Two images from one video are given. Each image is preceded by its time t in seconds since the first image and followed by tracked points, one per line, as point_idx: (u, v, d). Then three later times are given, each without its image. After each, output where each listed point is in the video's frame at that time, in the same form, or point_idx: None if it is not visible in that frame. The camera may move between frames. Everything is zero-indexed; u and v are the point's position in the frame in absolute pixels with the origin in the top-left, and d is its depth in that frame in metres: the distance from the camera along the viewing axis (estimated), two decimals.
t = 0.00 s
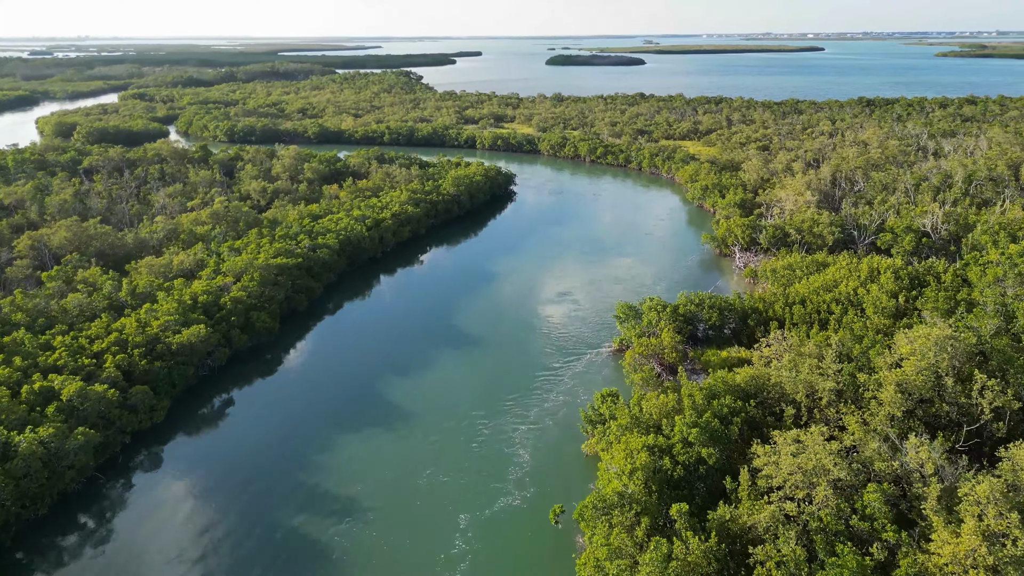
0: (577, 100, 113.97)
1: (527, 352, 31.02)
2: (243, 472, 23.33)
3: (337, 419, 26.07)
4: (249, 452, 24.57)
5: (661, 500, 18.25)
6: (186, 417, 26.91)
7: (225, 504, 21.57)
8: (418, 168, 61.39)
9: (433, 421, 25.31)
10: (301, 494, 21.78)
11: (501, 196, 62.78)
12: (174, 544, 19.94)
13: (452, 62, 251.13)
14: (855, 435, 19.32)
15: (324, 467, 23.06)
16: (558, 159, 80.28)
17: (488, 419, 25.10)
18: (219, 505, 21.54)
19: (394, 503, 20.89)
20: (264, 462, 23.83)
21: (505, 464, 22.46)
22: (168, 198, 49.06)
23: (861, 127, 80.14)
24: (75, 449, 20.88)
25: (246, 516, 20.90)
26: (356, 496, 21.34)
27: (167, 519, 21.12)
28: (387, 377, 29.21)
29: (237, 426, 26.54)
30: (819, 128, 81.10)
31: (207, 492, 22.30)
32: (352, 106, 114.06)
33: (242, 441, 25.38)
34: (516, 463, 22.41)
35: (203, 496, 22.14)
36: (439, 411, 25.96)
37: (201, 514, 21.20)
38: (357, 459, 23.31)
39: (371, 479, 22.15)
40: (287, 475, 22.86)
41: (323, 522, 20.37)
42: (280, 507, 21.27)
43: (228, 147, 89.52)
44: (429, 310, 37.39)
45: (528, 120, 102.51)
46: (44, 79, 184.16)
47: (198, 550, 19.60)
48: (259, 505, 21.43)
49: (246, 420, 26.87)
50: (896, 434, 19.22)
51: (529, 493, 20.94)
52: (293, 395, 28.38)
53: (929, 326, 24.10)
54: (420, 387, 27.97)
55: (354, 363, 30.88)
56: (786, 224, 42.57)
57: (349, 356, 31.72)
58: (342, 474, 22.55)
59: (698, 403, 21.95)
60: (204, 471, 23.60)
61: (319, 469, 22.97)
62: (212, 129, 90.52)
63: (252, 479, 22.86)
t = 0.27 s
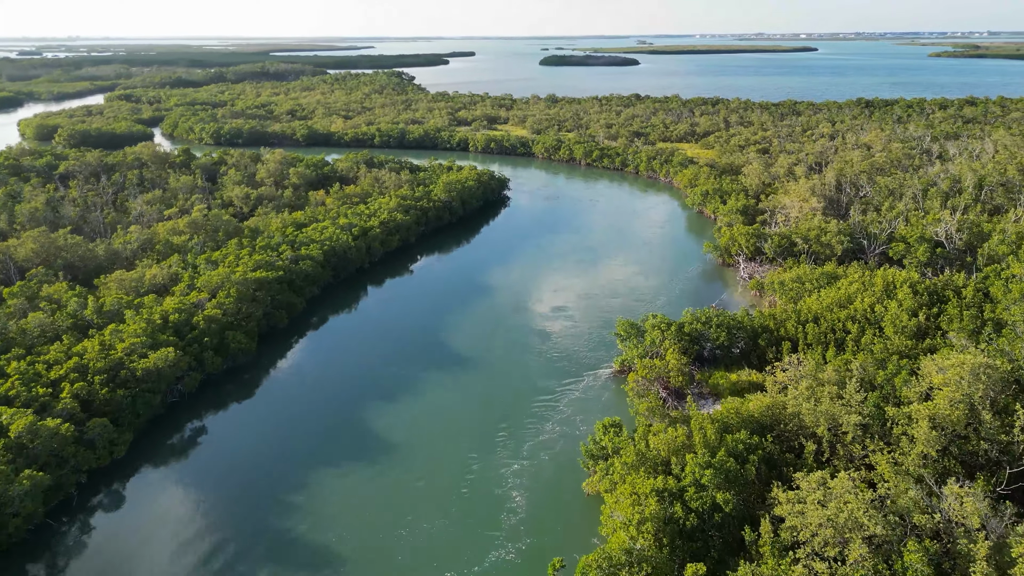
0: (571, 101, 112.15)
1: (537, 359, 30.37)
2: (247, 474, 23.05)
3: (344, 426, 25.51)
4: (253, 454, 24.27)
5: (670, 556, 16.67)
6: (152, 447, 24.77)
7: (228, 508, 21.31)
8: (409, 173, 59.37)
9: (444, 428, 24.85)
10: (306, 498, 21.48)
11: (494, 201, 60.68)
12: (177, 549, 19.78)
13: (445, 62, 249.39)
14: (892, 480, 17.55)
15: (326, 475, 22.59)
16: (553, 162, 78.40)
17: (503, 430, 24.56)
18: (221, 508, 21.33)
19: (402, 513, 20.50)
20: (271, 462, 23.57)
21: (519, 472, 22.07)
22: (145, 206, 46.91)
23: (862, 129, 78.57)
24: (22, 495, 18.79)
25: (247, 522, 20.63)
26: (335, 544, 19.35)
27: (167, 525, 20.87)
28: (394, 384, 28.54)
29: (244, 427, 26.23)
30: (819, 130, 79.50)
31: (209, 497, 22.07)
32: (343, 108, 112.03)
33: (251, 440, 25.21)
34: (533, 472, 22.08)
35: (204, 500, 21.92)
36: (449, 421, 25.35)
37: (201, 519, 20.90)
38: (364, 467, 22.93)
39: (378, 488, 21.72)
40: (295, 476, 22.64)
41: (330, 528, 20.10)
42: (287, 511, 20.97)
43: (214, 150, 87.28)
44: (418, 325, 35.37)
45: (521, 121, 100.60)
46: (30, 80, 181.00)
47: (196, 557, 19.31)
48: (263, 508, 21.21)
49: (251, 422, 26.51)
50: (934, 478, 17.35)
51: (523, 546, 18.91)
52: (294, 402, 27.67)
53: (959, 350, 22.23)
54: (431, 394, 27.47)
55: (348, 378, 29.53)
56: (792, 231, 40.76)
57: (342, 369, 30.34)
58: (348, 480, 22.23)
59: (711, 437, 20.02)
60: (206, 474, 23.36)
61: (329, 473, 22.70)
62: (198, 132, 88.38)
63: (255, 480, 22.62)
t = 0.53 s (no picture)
0: (568, 102, 110.10)
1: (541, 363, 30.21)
2: (250, 475, 23.24)
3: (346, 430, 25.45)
4: (255, 454, 24.45)
5: None
6: (115, 485, 22.85)
7: (230, 509, 21.51)
8: (401, 177, 57.25)
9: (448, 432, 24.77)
10: (306, 499, 21.65)
11: (489, 208, 58.51)
12: (175, 552, 19.92)
13: (440, 62, 247.29)
14: (936, 539, 15.88)
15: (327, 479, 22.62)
16: (549, 165, 76.37)
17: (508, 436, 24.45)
18: (223, 509, 21.47)
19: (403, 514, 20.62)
20: (275, 463, 23.71)
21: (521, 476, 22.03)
22: (122, 214, 44.73)
23: (865, 132, 76.71)
24: None
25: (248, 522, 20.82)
26: None
27: (166, 529, 20.99)
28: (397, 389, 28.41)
29: (247, 428, 26.33)
30: (821, 133, 77.63)
31: (211, 497, 22.23)
32: (335, 109, 109.80)
33: (254, 441, 25.33)
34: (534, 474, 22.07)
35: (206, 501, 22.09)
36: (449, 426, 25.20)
37: (201, 522, 21.05)
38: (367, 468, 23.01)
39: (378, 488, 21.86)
40: (297, 478, 22.80)
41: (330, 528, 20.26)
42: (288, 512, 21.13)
43: (201, 153, 84.98)
44: (408, 342, 33.32)
45: (517, 123, 98.55)
46: (17, 80, 178.25)
47: (194, 560, 19.45)
48: (265, 508, 21.41)
49: (253, 423, 26.61)
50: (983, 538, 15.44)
51: None
52: (295, 404, 27.69)
53: (998, 381, 20.30)
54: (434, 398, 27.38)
55: (346, 383, 29.30)
56: (801, 241, 38.78)
57: (340, 375, 30.05)
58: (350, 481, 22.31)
59: (727, 479, 18.02)
60: (207, 473, 23.58)
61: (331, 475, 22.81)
62: (185, 134, 86.10)
63: (257, 482, 22.78)
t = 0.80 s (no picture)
0: (565, 104, 108.33)
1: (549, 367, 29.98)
2: (252, 474, 23.18)
3: (352, 432, 25.25)
4: (259, 451, 24.47)
5: None
6: (80, 522, 21.12)
7: (230, 508, 21.44)
8: (394, 182, 55.41)
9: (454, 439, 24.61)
10: (308, 501, 21.59)
11: (485, 213, 56.62)
12: (172, 553, 19.79)
13: (436, 62, 245.52)
14: None
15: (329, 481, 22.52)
16: (547, 168, 74.60)
17: (512, 443, 24.29)
18: (224, 508, 21.46)
19: (406, 520, 20.58)
20: (276, 464, 23.59)
21: (528, 485, 21.92)
22: (102, 222, 42.84)
23: (870, 134, 75.13)
24: None
25: (248, 522, 20.77)
26: None
27: (164, 529, 20.82)
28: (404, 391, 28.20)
29: (247, 427, 26.16)
30: (824, 135, 76.03)
31: (213, 494, 22.25)
32: (328, 109, 107.89)
33: (255, 441, 25.18)
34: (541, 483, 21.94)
35: (206, 500, 21.98)
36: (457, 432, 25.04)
37: (200, 521, 20.93)
38: (372, 472, 22.93)
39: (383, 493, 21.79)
40: (300, 479, 22.70)
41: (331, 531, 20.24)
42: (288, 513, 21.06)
43: (190, 155, 83.01)
44: (399, 359, 31.56)
45: (513, 125, 96.79)
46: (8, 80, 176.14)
47: (191, 562, 19.30)
48: (266, 507, 21.37)
49: (255, 420, 26.53)
50: None
51: None
52: (298, 403, 27.56)
53: None
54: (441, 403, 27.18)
55: (347, 383, 29.26)
56: (811, 250, 37.08)
57: (341, 374, 30.08)
58: (354, 485, 22.26)
59: (746, 524, 16.28)
60: (209, 471, 23.51)
61: (334, 477, 22.73)
62: (174, 137, 84.18)
63: (258, 482, 22.71)
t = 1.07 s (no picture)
0: (563, 105, 106.26)
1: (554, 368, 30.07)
2: (252, 473, 23.37)
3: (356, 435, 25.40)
4: (259, 452, 24.65)
5: None
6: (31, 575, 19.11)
7: (232, 508, 21.65)
8: (386, 188, 53.33)
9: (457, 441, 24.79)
10: (310, 500, 21.85)
11: (481, 220, 54.40)
12: (171, 552, 19.90)
13: (432, 63, 243.51)
14: None
15: (330, 482, 22.71)
16: (545, 172, 72.54)
17: (511, 444, 24.63)
18: (225, 507, 21.64)
19: (406, 520, 20.85)
20: (276, 463, 23.79)
21: (529, 488, 22.11)
22: (78, 231, 40.78)
23: (875, 136, 73.26)
24: None
25: (248, 520, 21.03)
26: None
27: (162, 530, 20.84)
28: (409, 392, 28.36)
29: (246, 428, 26.29)
30: (829, 138, 74.07)
31: (213, 494, 22.38)
32: (321, 111, 105.80)
33: (255, 441, 25.35)
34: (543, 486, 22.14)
35: (206, 500, 22.11)
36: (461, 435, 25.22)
37: (200, 521, 21.09)
38: (374, 473, 23.15)
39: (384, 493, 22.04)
40: (302, 479, 22.92)
41: (332, 530, 20.49)
42: (289, 512, 21.31)
43: (179, 159, 80.82)
44: (389, 380, 29.47)
45: (510, 127, 94.80)
46: None
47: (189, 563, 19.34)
48: (268, 506, 21.62)
49: (254, 421, 26.66)
50: None
51: None
52: (297, 405, 27.80)
53: None
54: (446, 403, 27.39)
55: (345, 385, 29.38)
56: (825, 262, 35.06)
57: (339, 376, 30.24)
58: (356, 486, 22.48)
59: None
60: (208, 471, 23.63)
61: (337, 477, 22.98)
62: (162, 140, 82.01)
63: (259, 481, 22.91)
